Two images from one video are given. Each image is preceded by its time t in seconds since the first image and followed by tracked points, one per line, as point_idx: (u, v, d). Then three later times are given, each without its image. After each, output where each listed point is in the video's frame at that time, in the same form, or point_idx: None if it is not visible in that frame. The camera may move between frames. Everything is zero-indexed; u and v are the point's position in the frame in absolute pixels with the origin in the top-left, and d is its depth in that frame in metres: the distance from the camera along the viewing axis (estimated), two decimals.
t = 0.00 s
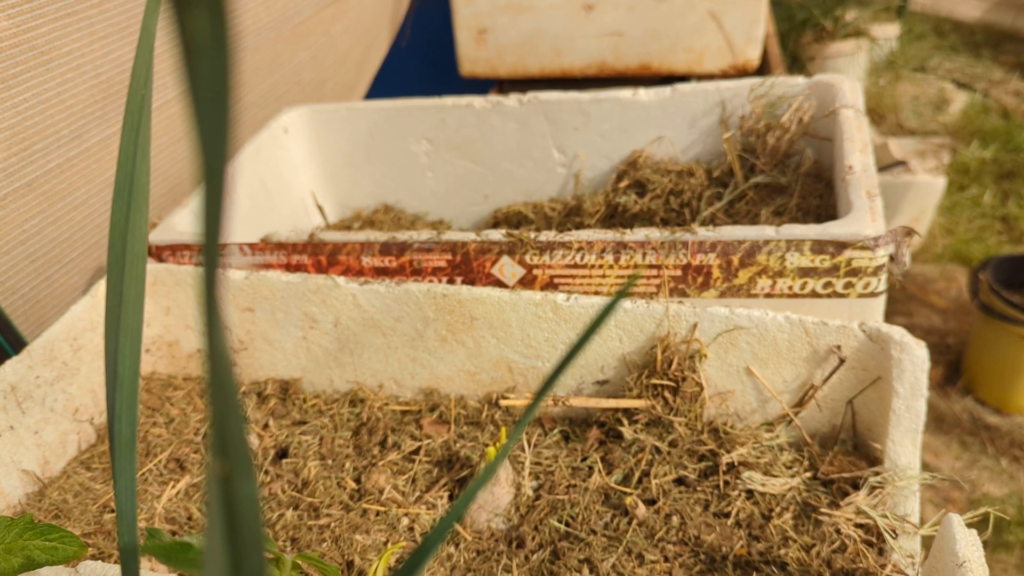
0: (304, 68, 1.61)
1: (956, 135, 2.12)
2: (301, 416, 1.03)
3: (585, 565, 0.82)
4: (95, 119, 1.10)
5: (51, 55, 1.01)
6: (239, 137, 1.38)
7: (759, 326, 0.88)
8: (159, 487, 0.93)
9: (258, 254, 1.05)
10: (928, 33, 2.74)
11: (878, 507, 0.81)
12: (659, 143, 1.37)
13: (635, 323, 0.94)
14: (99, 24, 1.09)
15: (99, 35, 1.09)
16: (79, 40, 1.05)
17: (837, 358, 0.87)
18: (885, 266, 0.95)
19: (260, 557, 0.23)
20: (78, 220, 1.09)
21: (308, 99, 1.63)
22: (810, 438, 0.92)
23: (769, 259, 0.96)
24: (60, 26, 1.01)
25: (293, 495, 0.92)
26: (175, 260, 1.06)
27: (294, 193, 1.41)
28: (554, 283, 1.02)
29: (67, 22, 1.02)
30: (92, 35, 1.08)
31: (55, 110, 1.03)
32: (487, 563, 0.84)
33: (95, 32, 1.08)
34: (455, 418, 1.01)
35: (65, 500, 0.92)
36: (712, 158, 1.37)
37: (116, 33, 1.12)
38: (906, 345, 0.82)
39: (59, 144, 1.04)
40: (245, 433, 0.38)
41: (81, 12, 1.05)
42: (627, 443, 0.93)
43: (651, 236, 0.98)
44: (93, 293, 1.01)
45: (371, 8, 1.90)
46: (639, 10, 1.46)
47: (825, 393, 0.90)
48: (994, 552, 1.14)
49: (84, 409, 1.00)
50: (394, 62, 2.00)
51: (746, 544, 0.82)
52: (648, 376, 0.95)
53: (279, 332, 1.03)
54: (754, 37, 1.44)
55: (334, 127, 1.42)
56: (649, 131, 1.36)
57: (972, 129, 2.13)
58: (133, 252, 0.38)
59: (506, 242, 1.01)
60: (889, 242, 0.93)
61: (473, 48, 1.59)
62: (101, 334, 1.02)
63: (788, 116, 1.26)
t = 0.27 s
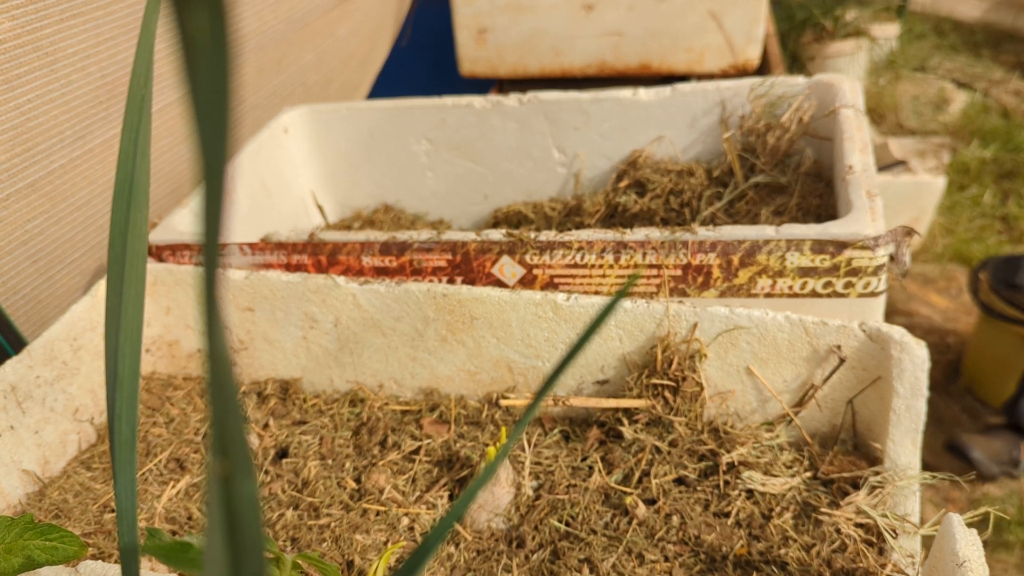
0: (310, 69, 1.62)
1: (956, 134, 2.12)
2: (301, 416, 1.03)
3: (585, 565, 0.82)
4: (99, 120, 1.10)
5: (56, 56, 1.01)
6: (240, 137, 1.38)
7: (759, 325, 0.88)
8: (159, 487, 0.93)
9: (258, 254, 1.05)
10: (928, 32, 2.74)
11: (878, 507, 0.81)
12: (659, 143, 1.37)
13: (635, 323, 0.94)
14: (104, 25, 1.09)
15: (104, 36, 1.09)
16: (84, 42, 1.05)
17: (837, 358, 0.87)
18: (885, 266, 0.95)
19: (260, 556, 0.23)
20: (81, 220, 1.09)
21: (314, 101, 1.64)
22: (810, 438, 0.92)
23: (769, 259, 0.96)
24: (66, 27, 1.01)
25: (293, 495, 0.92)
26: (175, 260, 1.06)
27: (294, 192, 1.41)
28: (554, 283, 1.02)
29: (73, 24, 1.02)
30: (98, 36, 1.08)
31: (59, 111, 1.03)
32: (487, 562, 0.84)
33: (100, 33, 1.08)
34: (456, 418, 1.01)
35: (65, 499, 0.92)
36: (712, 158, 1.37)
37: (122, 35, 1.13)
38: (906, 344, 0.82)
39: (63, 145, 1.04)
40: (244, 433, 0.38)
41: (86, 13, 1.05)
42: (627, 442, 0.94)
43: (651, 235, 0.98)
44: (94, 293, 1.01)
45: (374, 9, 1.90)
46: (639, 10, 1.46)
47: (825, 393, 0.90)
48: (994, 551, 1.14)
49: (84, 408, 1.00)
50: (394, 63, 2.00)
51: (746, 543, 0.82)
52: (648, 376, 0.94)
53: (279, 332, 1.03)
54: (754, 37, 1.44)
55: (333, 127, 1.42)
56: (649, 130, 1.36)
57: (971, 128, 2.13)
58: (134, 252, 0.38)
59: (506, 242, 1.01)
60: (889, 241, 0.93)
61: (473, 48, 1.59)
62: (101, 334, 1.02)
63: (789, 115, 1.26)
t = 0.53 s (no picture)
0: (314, 71, 1.63)
1: (956, 134, 2.12)
2: (301, 415, 1.03)
3: (585, 564, 0.82)
4: (101, 120, 1.10)
5: (58, 56, 1.01)
6: (240, 137, 1.38)
7: (759, 325, 0.88)
8: (159, 487, 0.93)
9: (258, 254, 1.05)
10: (928, 32, 2.74)
11: (878, 507, 0.81)
12: (659, 143, 1.37)
13: (635, 323, 0.94)
14: (106, 26, 1.09)
15: (107, 37, 1.09)
16: (87, 42, 1.05)
17: (837, 357, 0.87)
18: (885, 266, 0.95)
19: (260, 557, 0.23)
20: (81, 220, 1.09)
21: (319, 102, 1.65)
22: (810, 438, 0.92)
23: (769, 259, 0.96)
24: (68, 27, 1.01)
25: (293, 494, 0.92)
26: (175, 260, 1.06)
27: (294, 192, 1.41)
28: (554, 282, 1.02)
29: (75, 23, 1.03)
30: (100, 36, 1.08)
31: (60, 111, 1.03)
32: (487, 562, 0.84)
33: (103, 33, 1.08)
34: (455, 417, 1.01)
35: (65, 499, 0.92)
36: (712, 158, 1.37)
37: (124, 35, 1.13)
38: (906, 344, 0.82)
39: (64, 145, 1.04)
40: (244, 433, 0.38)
41: (88, 13, 1.05)
42: (627, 442, 0.94)
43: (651, 235, 0.98)
44: (94, 292, 1.01)
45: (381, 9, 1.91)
46: (639, 9, 1.46)
47: (825, 393, 0.90)
48: (994, 551, 1.14)
49: (84, 408, 1.00)
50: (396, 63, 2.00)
51: (746, 543, 0.82)
52: (648, 375, 0.94)
53: (279, 332, 1.03)
54: (754, 37, 1.44)
55: (333, 127, 1.42)
56: (649, 130, 1.36)
57: (971, 128, 2.13)
58: (134, 252, 0.38)
59: (506, 242, 1.01)
60: (889, 241, 0.92)
61: (473, 47, 1.59)
62: (101, 334, 1.02)
63: (789, 115, 1.26)
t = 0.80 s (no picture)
0: (313, 71, 1.63)
1: (956, 134, 2.12)
2: (301, 415, 1.03)
3: (585, 564, 0.82)
4: (99, 120, 1.10)
5: (56, 55, 1.01)
6: (240, 136, 1.38)
7: (759, 325, 0.88)
8: (159, 486, 0.93)
9: (258, 254, 1.05)
10: (928, 32, 2.74)
11: (878, 506, 0.81)
12: (659, 143, 1.37)
13: (635, 323, 0.94)
14: (105, 25, 1.09)
15: (105, 36, 1.09)
16: (85, 41, 1.05)
17: (837, 357, 0.87)
18: (885, 266, 0.95)
19: (261, 557, 0.23)
20: (80, 220, 1.09)
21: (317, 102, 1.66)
22: (810, 437, 0.92)
23: (769, 259, 0.96)
24: (66, 26, 1.01)
25: (293, 494, 0.92)
26: (175, 260, 1.06)
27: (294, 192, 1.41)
28: (554, 282, 1.02)
29: (73, 23, 1.03)
30: (98, 35, 1.08)
31: (59, 110, 1.03)
32: (487, 562, 0.84)
33: (101, 33, 1.08)
34: (456, 417, 1.01)
35: (65, 499, 0.92)
36: (712, 157, 1.37)
37: (123, 34, 1.13)
38: (906, 344, 0.82)
39: (62, 144, 1.04)
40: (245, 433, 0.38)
41: (87, 12, 1.05)
42: (627, 442, 0.94)
43: (651, 235, 0.98)
44: (94, 292, 1.01)
45: (380, 9, 1.91)
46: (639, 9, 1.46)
47: (825, 392, 0.90)
48: (994, 551, 1.14)
49: (84, 408, 1.00)
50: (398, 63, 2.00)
51: (746, 543, 0.82)
52: (648, 375, 0.94)
53: (279, 332, 1.03)
54: (754, 36, 1.44)
55: (333, 127, 1.42)
56: (649, 130, 1.36)
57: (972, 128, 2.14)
58: (134, 253, 0.38)
59: (506, 242, 1.01)
60: (889, 241, 0.92)
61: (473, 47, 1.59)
62: (101, 334, 1.02)
63: (789, 115, 1.26)
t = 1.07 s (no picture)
0: (309, 69, 1.62)
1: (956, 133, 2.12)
2: (301, 415, 1.03)
3: (585, 564, 0.82)
4: (96, 118, 1.10)
5: (53, 54, 1.01)
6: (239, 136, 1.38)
7: (759, 324, 0.88)
8: (159, 486, 0.93)
9: (258, 254, 1.05)
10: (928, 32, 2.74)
11: (878, 506, 0.81)
12: (659, 142, 1.37)
13: (635, 322, 0.94)
14: (102, 24, 1.09)
15: (102, 35, 1.09)
16: (82, 39, 1.05)
17: (837, 356, 0.87)
18: (885, 265, 0.95)
19: (261, 557, 0.23)
20: (79, 219, 1.09)
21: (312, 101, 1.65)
22: (810, 437, 0.92)
23: (769, 258, 0.96)
24: (63, 25, 1.01)
25: (293, 494, 0.92)
26: (175, 260, 1.06)
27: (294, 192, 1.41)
28: (554, 281, 1.02)
29: (70, 21, 1.02)
30: (95, 34, 1.08)
31: (56, 109, 1.03)
32: (487, 562, 0.84)
33: (98, 31, 1.08)
34: (456, 417, 1.01)
35: (66, 499, 0.92)
36: (712, 157, 1.37)
37: (119, 33, 1.13)
38: (906, 344, 0.82)
39: (60, 143, 1.04)
40: (245, 434, 0.38)
41: (84, 11, 1.05)
42: (627, 441, 0.94)
43: (651, 235, 0.98)
44: (94, 292, 1.01)
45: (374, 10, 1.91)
46: (639, 8, 1.46)
47: (825, 392, 0.90)
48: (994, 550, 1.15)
49: (84, 408, 1.00)
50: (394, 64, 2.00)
51: (746, 542, 0.82)
52: (648, 375, 0.94)
53: (279, 331, 1.03)
54: (754, 36, 1.44)
55: (334, 126, 1.42)
56: (649, 129, 1.36)
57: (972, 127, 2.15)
58: (134, 254, 0.38)
59: (506, 242, 1.01)
60: (889, 240, 0.92)
61: (473, 46, 1.59)
62: (101, 333, 1.02)
63: (789, 114, 1.26)
